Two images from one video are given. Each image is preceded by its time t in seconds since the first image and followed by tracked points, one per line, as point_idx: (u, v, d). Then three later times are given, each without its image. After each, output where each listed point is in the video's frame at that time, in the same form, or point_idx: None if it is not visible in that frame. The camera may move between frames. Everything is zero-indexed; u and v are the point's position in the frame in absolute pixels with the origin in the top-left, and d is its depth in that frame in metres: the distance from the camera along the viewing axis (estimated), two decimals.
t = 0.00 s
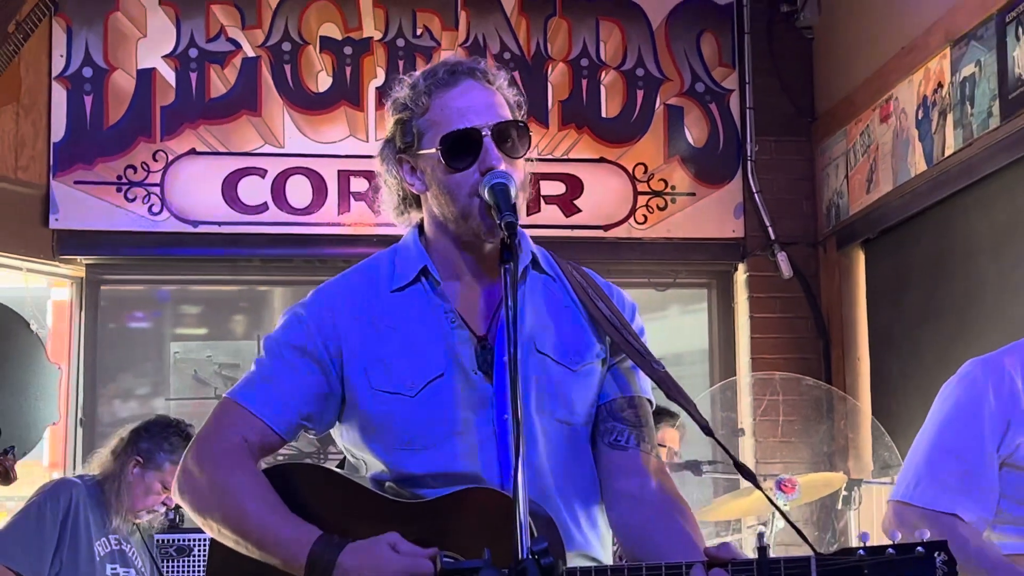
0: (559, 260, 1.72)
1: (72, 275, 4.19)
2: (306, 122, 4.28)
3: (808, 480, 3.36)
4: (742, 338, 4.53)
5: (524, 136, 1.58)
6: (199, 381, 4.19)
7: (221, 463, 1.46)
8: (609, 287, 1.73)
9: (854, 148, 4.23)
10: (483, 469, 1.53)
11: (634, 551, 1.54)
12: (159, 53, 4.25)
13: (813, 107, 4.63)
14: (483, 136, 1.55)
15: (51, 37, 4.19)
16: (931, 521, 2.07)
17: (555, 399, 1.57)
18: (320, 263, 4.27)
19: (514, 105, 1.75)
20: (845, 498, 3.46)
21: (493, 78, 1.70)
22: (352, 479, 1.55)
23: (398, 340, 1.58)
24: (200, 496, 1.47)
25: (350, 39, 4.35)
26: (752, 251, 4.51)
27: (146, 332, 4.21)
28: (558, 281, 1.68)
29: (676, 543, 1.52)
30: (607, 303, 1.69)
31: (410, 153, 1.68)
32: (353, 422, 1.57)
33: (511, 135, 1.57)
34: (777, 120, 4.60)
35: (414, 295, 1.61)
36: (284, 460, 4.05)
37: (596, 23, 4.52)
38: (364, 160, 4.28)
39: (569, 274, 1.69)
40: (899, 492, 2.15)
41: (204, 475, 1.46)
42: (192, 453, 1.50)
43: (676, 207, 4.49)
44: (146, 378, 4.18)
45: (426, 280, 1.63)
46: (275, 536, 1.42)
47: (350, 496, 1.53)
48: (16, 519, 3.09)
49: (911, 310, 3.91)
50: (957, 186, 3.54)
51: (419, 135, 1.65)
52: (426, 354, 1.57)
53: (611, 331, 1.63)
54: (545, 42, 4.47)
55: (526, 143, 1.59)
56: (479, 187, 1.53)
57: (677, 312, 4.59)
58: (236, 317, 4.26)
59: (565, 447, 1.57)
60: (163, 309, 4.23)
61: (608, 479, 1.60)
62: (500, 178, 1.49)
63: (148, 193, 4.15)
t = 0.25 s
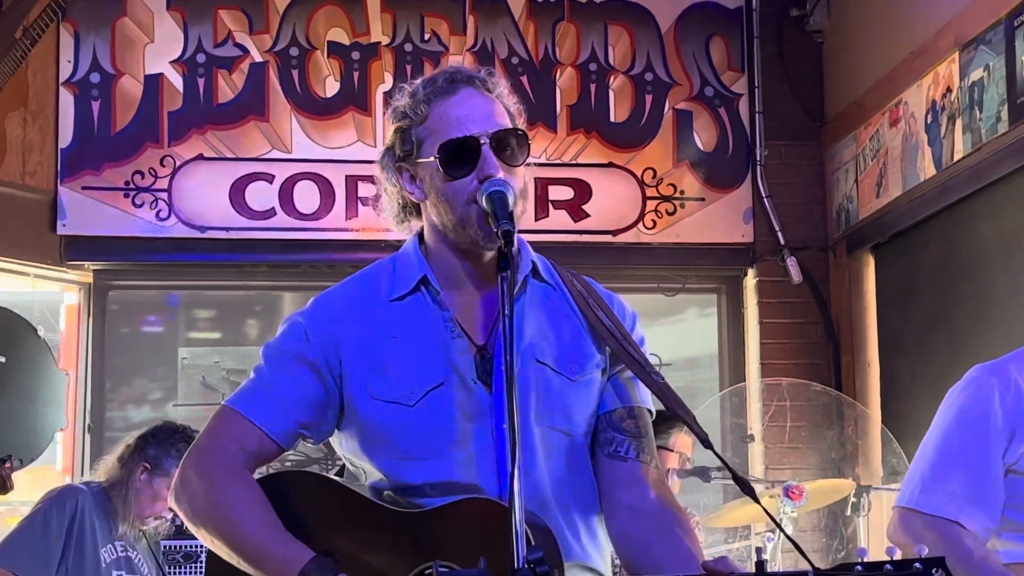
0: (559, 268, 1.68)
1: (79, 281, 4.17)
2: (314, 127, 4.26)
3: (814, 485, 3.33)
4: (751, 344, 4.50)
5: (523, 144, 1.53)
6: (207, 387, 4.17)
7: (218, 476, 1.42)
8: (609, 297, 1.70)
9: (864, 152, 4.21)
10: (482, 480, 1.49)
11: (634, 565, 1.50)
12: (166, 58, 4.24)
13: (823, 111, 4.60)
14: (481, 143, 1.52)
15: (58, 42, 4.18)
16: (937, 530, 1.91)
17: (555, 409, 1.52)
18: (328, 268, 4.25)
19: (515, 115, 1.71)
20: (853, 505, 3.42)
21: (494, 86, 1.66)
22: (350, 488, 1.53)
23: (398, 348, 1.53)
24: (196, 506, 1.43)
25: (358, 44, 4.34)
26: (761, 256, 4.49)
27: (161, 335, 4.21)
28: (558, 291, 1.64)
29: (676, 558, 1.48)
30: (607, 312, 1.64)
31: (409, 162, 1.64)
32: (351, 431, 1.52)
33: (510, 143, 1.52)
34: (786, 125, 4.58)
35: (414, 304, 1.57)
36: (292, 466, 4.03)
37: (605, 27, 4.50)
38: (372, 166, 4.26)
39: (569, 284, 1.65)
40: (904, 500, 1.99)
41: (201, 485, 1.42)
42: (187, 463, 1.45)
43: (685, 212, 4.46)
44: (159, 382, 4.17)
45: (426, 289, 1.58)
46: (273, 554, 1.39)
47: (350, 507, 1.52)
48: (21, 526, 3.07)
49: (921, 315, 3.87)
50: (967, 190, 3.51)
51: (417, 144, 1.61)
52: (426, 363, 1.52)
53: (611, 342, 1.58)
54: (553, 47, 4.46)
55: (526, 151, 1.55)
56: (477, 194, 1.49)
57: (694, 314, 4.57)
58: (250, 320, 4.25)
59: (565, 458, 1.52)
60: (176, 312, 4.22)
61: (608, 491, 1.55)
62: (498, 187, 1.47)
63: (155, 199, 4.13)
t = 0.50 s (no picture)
0: (566, 279, 1.72)
1: (90, 290, 4.18)
2: (325, 134, 4.25)
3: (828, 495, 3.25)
4: (765, 352, 4.47)
5: (527, 157, 1.57)
6: (217, 396, 4.16)
7: (226, 487, 1.42)
8: (614, 306, 1.74)
9: (877, 160, 4.18)
10: (487, 492, 1.51)
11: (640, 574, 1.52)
12: (177, 66, 4.23)
13: (836, 119, 4.57)
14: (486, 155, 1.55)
15: (69, 51, 4.17)
16: (948, 536, 2.03)
17: (560, 421, 1.55)
18: (339, 276, 4.24)
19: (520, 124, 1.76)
20: (868, 515, 3.38)
21: (498, 97, 1.70)
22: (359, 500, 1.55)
23: (403, 360, 1.57)
24: (204, 518, 1.43)
25: (370, 51, 4.32)
26: (774, 264, 4.44)
27: (174, 341, 4.19)
28: (563, 301, 1.67)
29: (680, 567, 1.49)
30: (612, 322, 1.67)
31: (415, 173, 1.69)
32: (358, 443, 1.55)
33: (516, 154, 1.56)
34: (800, 132, 4.55)
35: (420, 315, 1.60)
36: (304, 475, 4.01)
37: (617, 34, 4.49)
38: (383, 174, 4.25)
39: (575, 293, 1.68)
40: (914, 507, 2.11)
41: (209, 498, 1.42)
42: (195, 475, 1.46)
43: (698, 220, 4.43)
44: (174, 389, 4.15)
45: (432, 301, 1.61)
46: (283, 563, 1.39)
47: (356, 517, 1.54)
48: (30, 535, 3.04)
49: (935, 325, 3.83)
50: (980, 199, 3.47)
51: (423, 156, 1.67)
52: (431, 375, 1.55)
53: (616, 352, 1.61)
54: (565, 54, 4.44)
55: (530, 163, 1.59)
56: (483, 207, 1.52)
57: (709, 321, 4.54)
58: (263, 326, 4.24)
59: (571, 468, 1.55)
60: (190, 318, 4.21)
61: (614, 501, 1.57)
62: (503, 199, 1.50)
63: (166, 207, 4.12)
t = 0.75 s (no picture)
0: (579, 293, 1.71)
1: (105, 300, 4.16)
2: (338, 145, 4.23)
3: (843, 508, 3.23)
4: (780, 363, 4.44)
5: (539, 170, 1.57)
6: (231, 407, 4.15)
7: (233, 502, 1.44)
8: (626, 321, 1.74)
9: (893, 170, 4.15)
10: (499, 506, 1.50)
11: None
12: (191, 76, 4.23)
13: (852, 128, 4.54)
14: (497, 169, 1.56)
15: (83, 61, 4.17)
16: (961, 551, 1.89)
17: (573, 435, 1.54)
18: (353, 287, 4.22)
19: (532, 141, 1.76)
20: (884, 527, 3.33)
21: (510, 112, 1.69)
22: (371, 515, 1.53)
23: (415, 375, 1.56)
24: (211, 533, 1.46)
25: (384, 61, 4.31)
26: (790, 274, 4.42)
27: (189, 350, 4.19)
28: (576, 315, 1.67)
29: None
30: (624, 337, 1.67)
31: (426, 189, 1.68)
32: (369, 457, 1.55)
33: (528, 168, 1.56)
34: (815, 142, 4.52)
35: (432, 330, 1.60)
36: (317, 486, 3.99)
37: (631, 44, 4.47)
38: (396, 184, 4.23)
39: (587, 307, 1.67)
40: (927, 521, 1.97)
41: (217, 512, 1.45)
42: (204, 489, 1.48)
43: (713, 230, 4.41)
44: (189, 398, 4.15)
45: (444, 315, 1.61)
46: None
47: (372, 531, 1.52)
48: (42, 548, 3.05)
49: (951, 337, 3.79)
50: (996, 210, 3.43)
51: (436, 171, 1.65)
52: (441, 389, 1.55)
53: (629, 366, 1.60)
54: (579, 64, 4.43)
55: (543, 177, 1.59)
56: (494, 221, 1.53)
57: (727, 329, 4.52)
58: (278, 335, 4.24)
59: (583, 483, 1.53)
60: (204, 328, 4.21)
61: (626, 516, 1.56)
62: (515, 213, 1.49)
63: (180, 218, 4.12)
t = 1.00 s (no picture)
0: (590, 304, 1.71)
1: (118, 311, 4.17)
2: (351, 156, 4.23)
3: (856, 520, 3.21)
4: (793, 375, 4.42)
5: (550, 184, 1.57)
6: (243, 418, 4.14)
7: (245, 506, 1.46)
8: (639, 333, 1.74)
9: (907, 181, 4.13)
10: (509, 518, 1.50)
11: None
12: (204, 88, 4.23)
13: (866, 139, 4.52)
14: (509, 182, 1.56)
15: (97, 72, 4.18)
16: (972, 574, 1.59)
17: (583, 447, 1.53)
18: (366, 298, 4.22)
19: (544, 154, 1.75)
20: (897, 540, 3.31)
21: (523, 124, 1.68)
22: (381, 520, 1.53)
23: (424, 387, 1.57)
24: (225, 541, 1.47)
25: (396, 73, 4.32)
26: (803, 286, 4.40)
27: (202, 360, 4.18)
28: (589, 327, 1.66)
29: None
30: (635, 347, 1.67)
31: (438, 201, 1.68)
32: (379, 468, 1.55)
33: (538, 182, 1.57)
34: (829, 153, 4.51)
35: (442, 341, 1.61)
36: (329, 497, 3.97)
37: (644, 55, 4.46)
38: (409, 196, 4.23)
39: (599, 319, 1.67)
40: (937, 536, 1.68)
41: (229, 518, 1.46)
42: (217, 499, 1.50)
43: (726, 240, 4.39)
44: (202, 409, 4.13)
45: (454, 327, 1.63)
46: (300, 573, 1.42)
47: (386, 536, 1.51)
48: (55, 559, 3.04)
49: (965, 349, 3.77)
50: (1010, 222, 3.40)
51: (447, 183, 1.65)
52: (452, 401, 1.55)
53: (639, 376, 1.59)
54: (592, 75, 4.42)
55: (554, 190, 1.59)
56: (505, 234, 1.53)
57: (741, 339, 4.50)
58: (291, 345, 4.23)
59: (593, 495, 1.52)
60: (217, 337, 4.20)
61: (637, 528, 1.55)
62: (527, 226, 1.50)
63: (193, 229, 4.12)
